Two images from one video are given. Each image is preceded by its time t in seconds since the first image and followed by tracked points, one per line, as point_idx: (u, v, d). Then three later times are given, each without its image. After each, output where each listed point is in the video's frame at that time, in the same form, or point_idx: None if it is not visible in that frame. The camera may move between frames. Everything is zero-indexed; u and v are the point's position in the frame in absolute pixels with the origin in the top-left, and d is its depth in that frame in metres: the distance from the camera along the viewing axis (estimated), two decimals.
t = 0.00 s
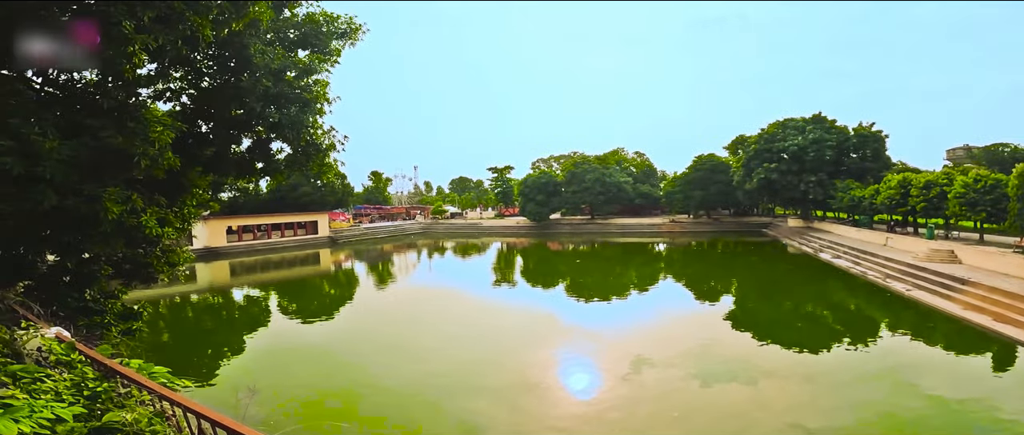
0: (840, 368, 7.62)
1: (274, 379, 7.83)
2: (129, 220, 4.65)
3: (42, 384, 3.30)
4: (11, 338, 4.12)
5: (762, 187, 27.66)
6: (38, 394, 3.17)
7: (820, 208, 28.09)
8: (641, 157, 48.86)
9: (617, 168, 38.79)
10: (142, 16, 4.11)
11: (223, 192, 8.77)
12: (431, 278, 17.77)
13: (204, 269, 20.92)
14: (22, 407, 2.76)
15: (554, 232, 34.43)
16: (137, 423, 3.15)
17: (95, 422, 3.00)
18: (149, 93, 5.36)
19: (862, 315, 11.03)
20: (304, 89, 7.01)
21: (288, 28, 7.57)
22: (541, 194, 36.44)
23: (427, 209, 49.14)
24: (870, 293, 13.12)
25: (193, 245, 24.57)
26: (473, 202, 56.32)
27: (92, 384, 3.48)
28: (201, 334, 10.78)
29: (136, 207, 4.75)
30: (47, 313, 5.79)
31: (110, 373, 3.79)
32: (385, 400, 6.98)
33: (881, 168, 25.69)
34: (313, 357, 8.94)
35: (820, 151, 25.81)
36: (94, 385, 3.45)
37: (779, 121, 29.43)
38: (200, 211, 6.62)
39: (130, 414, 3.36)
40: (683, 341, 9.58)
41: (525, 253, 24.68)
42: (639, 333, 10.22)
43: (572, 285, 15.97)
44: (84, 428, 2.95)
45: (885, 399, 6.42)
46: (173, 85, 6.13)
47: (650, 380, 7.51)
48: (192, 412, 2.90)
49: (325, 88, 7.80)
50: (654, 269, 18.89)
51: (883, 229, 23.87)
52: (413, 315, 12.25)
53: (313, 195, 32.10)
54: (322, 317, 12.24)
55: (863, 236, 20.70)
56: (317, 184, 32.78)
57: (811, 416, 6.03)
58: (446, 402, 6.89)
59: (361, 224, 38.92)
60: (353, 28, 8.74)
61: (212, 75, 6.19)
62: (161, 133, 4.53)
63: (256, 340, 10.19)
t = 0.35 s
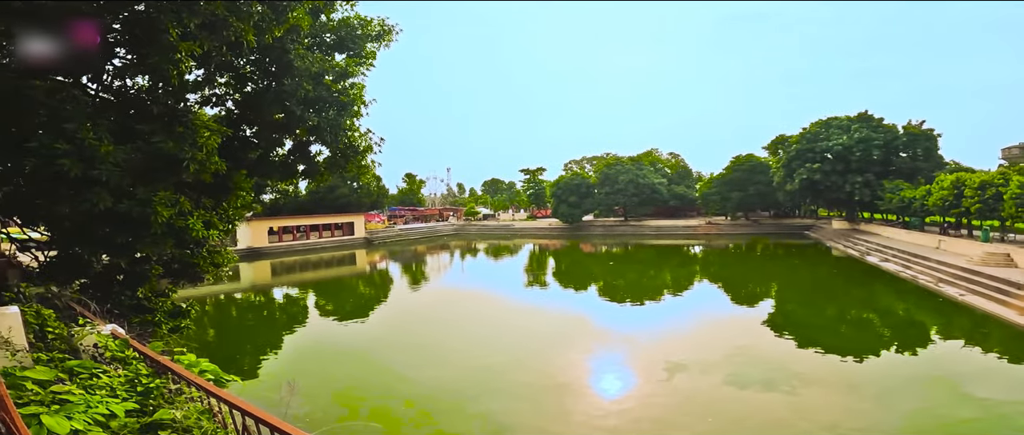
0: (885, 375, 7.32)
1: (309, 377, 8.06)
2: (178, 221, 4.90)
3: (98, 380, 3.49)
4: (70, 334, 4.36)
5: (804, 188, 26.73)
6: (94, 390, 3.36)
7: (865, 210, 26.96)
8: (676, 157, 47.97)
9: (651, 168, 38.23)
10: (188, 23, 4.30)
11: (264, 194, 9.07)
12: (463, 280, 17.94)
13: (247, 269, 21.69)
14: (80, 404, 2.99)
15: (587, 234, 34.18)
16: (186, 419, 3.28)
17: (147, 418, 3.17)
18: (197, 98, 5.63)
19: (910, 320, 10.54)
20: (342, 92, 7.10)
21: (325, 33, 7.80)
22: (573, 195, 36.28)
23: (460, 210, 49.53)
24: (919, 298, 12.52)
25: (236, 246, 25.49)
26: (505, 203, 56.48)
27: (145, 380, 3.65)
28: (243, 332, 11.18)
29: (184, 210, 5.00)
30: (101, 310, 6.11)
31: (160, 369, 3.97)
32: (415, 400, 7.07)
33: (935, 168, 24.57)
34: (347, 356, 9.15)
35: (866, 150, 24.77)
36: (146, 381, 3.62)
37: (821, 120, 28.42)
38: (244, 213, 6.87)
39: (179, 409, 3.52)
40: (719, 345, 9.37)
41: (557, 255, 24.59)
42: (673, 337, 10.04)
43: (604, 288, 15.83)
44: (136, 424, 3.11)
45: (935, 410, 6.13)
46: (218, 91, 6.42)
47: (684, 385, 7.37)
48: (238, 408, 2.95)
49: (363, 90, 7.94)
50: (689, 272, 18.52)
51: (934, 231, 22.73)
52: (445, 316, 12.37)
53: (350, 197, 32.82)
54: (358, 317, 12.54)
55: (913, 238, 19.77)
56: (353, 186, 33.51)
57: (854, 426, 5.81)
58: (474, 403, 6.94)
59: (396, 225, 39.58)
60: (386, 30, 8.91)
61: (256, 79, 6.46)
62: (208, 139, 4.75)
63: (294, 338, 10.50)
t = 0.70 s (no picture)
0: (921, 380, 7.07)
1: (334, 376, 8.20)
2: (210, 224, 5.05)
3: (138, 378, 3.60)
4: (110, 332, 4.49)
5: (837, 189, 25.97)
6: (134, 387, 3.47)
7: (902, 211, 26.07)
8: (702, 158, 47.23)
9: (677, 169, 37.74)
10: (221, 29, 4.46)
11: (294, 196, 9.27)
12: (487, 281, 17.97)
13: (276, 269, 22.17)
14: (120, 401, 3.09)
15: (611, 235, 33.89)
16: (221, 418, 3.34)
17: (183, 416, 3.24)
18: (228, 102, 5.77)
19: (949, 325, 10.14)
20: (368, 93, 7.30)
21: (351, 36, 7.94)
22: (597, 197, 36.03)
23: (484, 212, 49.70)
24: (959, 302, 12.04)
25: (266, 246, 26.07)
26: (529, 205, 56.44)
27: (182, 378, 3.73)
28: (272, 331, 11.42)
29: (217, 213, 5.14)
30: (138, 308, 6.30)
31: (196, 367, 4.06)
32: (438, 401, 7.12)
33: (976, 167, 23.47)
34: (372, 356, 9.29)
35: (903, 150, 23.92)
36: (183, 379, 3.70)
37: (855, 120, 27.63)
38: (273, 214, 7.01)
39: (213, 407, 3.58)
40: (746, 348, 9.18)
41: (581, 256, 24.46)
42: (698, 340, 9.87)
43: (629, 290, 15.69)
44: (173, 422, 3.19)
45: (974, 416, 5.89)
46: (249, 95, 6.56)
47: (709, 387, 7.25)
48: (270, 407, 3.00)
49: (389, 92, 8.05)
50: (716, 274, 18.19)
51: (976, 234, 21.82)
52: (468, 317, 12.44)
53: (375, 198, 33.25)
54: (383, 317, 12.68)
55: (954, 241, 19.02)
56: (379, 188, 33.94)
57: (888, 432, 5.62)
58: (496, 404, 6.95)
59: (420, 226, 39.91)
60: (411, 33, 9.01)
61: (285, 84, 6.58)
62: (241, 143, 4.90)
63: (321, 338, 10.68)
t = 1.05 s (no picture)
0: (957, 385, 6.81)
1: (357, 376, 8.30)
2: (241, 226, 5.18)
3: (173, 377, 3.69)
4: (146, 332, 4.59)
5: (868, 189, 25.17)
6: (169, 386, 3.57)
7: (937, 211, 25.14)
8: (728, 158, 46.37)
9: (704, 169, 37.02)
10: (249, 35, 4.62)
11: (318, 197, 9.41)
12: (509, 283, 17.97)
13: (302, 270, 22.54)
14: (157, 399, 3.18)
15: (634, 237, 33.54)
16: (252, 416, 3.42)
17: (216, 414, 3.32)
18: (256, 105, 5.91)
19: (988, 329, 9.74)
20: (392, 95, 7.43)
21: (374, 38, 8.05)
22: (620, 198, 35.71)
23: (506, 213, 49.71)
24: (1000, 305, 11.54)
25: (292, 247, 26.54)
26: (551, 206, 56.26)
27: (215, 376, 3.82)
28: (298, 331, 11.62)
29: (246, 215, 5.26)
30: (171, 307, 6.44)
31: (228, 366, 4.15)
32: (460, 402, 7.14)
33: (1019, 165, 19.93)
34: (394, 357, 9.36)
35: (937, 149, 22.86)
36: (215, 377, 3.78)
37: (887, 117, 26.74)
38: (300, 215, 7.11)
39: (245, 406, 3.65)
40: (773, 351, 8.99)
41: (603, 258, 24.28)
42: (724, 342, 9.69)
43: (652, 292, 15.50)
44: (206, 419, 3.25)
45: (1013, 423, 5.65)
46: (277, 98, 6.71)
47: (733, 391, 7.13)
48: (298, 405, 3.05)
49: (411, 93, 8.12)
50: (742, 277, 17.82)
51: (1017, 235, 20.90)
52: (489, 319, 12.46)
53: (398, 200, 33.56)
54: (406, 317, 12.79)
55: (994, 244, 18.26)
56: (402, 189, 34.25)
57: None
58: (518, 406, 6.93)
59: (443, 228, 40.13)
60: (433, 35, 9.07)
61: (311, 87, 6.69)
62: (268, 145, 5.01)
63: (345, 338, 10.82)
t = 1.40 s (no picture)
0: (997, 390, 6.56)
1: (383, 375, 8.42)
2: (273, 227, 5.32)
3: (209, 374, 3.80)
4: (184, 329, 4.75)
5: (904, 190, 24.30)
6: (205, 383, 3.67)
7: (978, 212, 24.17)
8: (756, 158, 45.43)
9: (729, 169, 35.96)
10: (279, 39, 4.74)
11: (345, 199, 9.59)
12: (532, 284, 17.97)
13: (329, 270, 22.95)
14: (193, 396, 3.28)
15: (659, 238, 33.13)
16: (284, 413, 3.50)
17: (250, 411, 3.40)
18: (286, 108, 6.07)
19: None
20: (417, 97, 7.55)
21: (397, 41, 8.15)
22: (645, 199, 35.35)
23: (529, 214, 49.64)
24: None
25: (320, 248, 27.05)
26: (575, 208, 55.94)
27: (248, 374, 3.92)
28: (325, 330, 11.85)
29: (278, 216, 5.42)
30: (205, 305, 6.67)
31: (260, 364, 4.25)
32: (481, 403, 7.19)
33: None
34: (418, 357, 9.47)
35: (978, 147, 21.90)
36: (249, 375, 3.88)
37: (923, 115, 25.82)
38: (328, 216, 7.27)
39: (277, 404, 3.73)
40: (803, 354, 8.79)
41: (628, 259, 24.07)
42: (751, 345, 9.52)
43: (678, 294, 15.31)
44: (240, 417, 3.34)
45: None
46: (305, 101, 6.88)
47: (759, 393, 7.02)
48: (327, 404, 3.12)
49: (435, 94, 8.21)
50: (771, 279, 17.45)
51: None
52: (512, 320, 12.49)
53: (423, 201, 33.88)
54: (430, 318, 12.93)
55: None
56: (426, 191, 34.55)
57: None
58: (539, 408, 6.94)
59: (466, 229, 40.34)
60: (456, 37, 9.15)
61: (338, 89, 6.85)
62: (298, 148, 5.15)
63: (371, 338, 10.99)
